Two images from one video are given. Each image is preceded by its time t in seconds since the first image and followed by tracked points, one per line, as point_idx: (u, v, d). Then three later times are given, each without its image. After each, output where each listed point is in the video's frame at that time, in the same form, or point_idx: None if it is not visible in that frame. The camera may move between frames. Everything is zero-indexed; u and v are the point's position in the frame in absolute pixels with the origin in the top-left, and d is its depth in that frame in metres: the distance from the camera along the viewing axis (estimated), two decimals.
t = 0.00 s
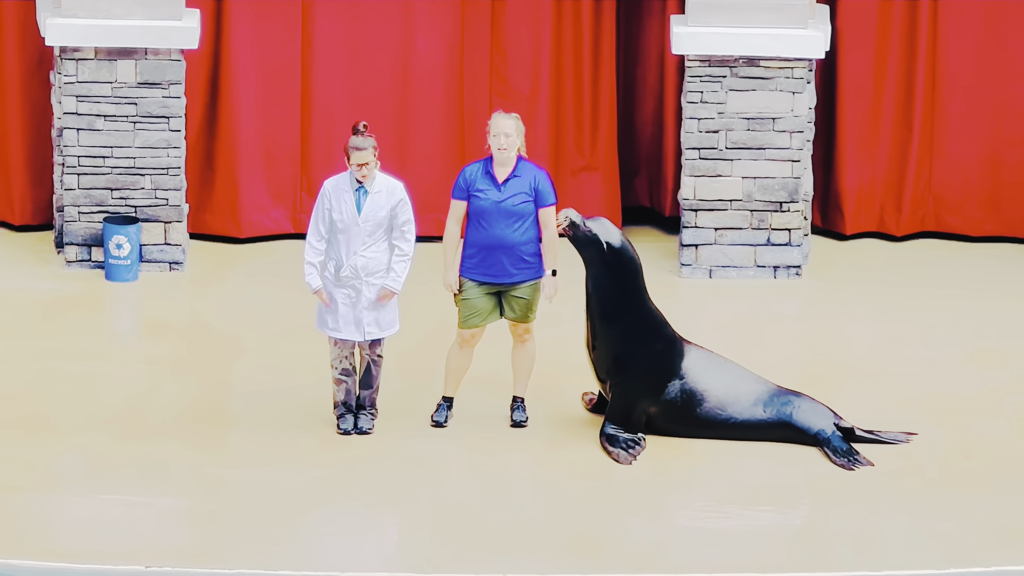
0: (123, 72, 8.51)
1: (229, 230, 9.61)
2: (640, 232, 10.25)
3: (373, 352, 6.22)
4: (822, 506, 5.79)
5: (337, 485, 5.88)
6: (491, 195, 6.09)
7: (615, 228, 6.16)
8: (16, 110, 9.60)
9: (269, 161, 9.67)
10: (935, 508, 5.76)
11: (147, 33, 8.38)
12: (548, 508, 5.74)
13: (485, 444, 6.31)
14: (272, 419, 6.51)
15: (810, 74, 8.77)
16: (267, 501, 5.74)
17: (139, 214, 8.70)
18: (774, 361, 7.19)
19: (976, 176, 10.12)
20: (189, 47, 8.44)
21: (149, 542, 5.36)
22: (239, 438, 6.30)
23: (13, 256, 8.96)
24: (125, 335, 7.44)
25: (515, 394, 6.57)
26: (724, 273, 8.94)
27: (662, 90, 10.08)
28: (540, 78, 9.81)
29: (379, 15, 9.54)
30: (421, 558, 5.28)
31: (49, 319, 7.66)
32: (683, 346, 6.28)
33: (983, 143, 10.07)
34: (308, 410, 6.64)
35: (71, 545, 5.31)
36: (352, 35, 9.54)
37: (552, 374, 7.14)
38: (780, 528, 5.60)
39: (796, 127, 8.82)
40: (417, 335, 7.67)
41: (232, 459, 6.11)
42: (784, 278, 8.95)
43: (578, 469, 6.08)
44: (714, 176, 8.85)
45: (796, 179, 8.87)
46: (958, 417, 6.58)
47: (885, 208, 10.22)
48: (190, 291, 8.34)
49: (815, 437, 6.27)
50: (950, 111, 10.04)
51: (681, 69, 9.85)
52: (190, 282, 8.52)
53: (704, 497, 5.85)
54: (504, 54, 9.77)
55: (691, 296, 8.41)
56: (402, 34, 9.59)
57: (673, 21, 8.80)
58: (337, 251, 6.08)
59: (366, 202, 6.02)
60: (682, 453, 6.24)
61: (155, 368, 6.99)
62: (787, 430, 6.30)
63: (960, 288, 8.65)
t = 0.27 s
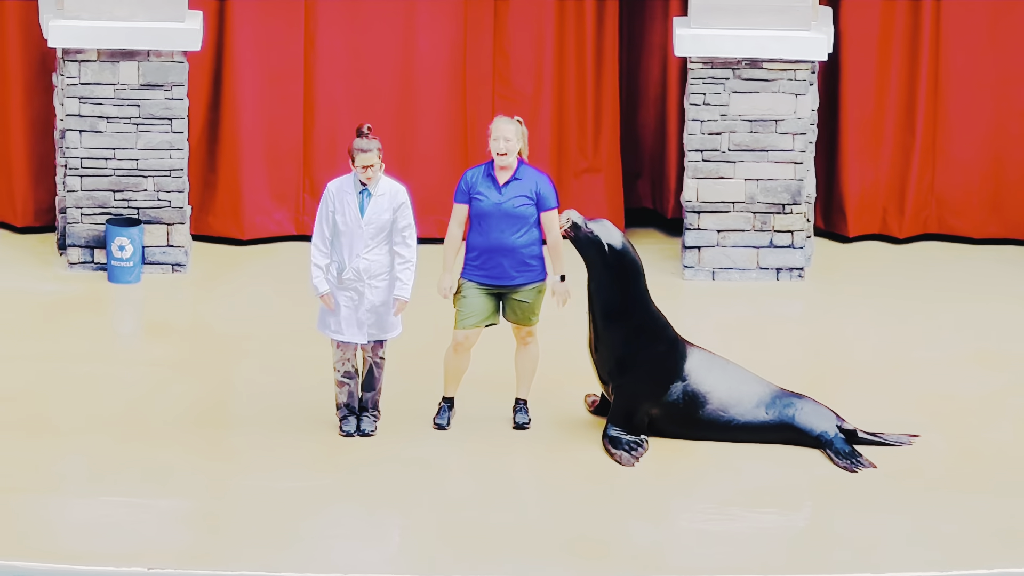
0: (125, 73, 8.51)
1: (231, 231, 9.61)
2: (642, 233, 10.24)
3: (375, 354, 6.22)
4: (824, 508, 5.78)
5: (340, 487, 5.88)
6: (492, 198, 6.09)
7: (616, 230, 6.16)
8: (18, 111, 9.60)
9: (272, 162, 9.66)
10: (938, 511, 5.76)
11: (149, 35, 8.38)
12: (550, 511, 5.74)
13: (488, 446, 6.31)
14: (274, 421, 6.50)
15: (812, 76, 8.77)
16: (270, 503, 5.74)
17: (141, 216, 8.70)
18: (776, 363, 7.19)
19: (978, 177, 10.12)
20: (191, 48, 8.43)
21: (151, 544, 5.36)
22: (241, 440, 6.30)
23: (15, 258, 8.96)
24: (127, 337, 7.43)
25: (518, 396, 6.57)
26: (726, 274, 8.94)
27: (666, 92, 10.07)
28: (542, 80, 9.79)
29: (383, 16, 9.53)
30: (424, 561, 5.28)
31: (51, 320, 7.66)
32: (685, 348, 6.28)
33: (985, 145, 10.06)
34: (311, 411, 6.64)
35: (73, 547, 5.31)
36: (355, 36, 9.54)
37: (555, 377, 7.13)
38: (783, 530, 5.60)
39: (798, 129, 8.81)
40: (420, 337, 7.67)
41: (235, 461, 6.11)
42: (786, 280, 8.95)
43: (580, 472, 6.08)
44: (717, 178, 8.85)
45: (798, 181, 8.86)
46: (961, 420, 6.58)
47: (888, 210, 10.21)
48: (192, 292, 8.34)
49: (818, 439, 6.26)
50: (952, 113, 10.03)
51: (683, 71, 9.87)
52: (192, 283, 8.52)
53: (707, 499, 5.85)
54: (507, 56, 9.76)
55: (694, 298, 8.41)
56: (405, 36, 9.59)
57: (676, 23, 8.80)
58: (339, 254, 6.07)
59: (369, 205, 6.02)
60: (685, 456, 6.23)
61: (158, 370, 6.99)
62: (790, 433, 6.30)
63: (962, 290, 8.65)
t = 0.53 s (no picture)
0: (127, 74, 8.51)
1: (233, 232, 9.61)
2: (645, 234, 10.24)
3: (377, 355, 6.21)
4: (826, 508, 5.78)
5: (342, 488, 5.88)
6: (491, 198, 6.09)
7: (618, 229, 6.15)
8: (20, 111, 9.59)
9: (273, 163, 9.66)
10: (940, 511, 5.75)
11: (151, 35, 8.37)
12: (553, 511, 5.73)
13: (490, 446, 6.30)
14: (276, 421, 6.50)
15: (814, 76, 8.76)
16: (272, 504, 5.74)
17: (143, 216, 8.69)
18: (778, 363, 7.19)
19: (981, 178, 10.11)
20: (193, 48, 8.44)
21: (153, 544, 5.36)
22: (244, 441, 6.29)
23: (17, 258, 8.95)
24: (129, 337, 7.43)
25: (520, 397, 6.56)
26: (728, 274, 8.94)
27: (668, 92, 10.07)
28: (545, 82, 9.80)
29: (385, 17, 9.53)
30: (426, 561, 5.28)
31: (53, 320, 7.66)
32: (687, 348, 6.28)
33: (987, 145, 10.05)
34: (313, 412, 6.63)
35: (75, 548, 5.31)
36: (357, 37, 9.53)
37: (557, 377, 7.13)
38: (785, 530, 5.59)
39: (801, 130, 8.81)
40: (422, 337, 7.67)
41: (237, 462, 6.10)
42: (788, 281, 8.94)
43: (582, 472, 6.08)
44: (719, 178, 8.84)
45: (801, 181, 8.86)
46: (964, 420, 6.57)
47: (890, 210, 10.21)
48: (194, 293, 8.34)
49: (820, 439, 6.26)
50: (954, 113, 10.03)
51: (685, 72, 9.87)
52: (194, 283, 8.52)
53: (709, 499, 5.85)
54: (509, 56, 9.77)
55: (696, 298, 8.40)
56: (407, 36, 9.59)
57: (679, 23, 8.80)
58: (340, 254, 6.07)
59: (371, 205, 6.02)
60: (687, 456, 6.23)
61: (160, 370, 6.99)
62: (792, 433, 6.29)
63: (964, 290, 8.64)
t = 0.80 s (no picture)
0: (129, 72, 8.51)
1: (235, 230, 9.62)
2: (647, 233, 10.24)
3: (378, 354, 6.21)
4: (828, 507, 5.78)
5: (345, 486, 5.88)
6: (490, 198, 6.09)
7: (620, 228, 6.15)
8: (22, 110, 9.59)
9: (275, 162, 9.66)
10: (943, 510, 5.76)
11: (154, 34, 8.39)
12: (555, 510, 5.73)
13: (493, 445, 6.30)
14: (278, 420, 6.50)
15: (817, 75, 8.77)
16: (275, 502, 5.74)
17: (145, 215, 8.70)
18: (781, 362, 7.19)
19: (983, 177, 10.11)
20: (195, 47, 8.44)
21: (156, 543, 5.36)
22: (246, 439, 6.29)
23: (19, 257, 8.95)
24: (131, 336, 7.43)
25: (522, 396, 6.56)
26: (730, 273, 8.94)
27: (670, 91, 10.07)
28: (547, 81, 9.79)
29: (387, 15, 9.53)
30: (429, 560, 5.28)
31: (55, 319, 7.66)
32: (690, 346, 6.27)
33: (989, 144, 10.06)
34: (315, 410, 6.63)
35: (78, 546, 5.31)
36: (360, 35, 9.53)
37: (560, 376, 7.13)
38: (787, 529, 5.60)
39: (803, 128, 8.81)
40: (424, 336, 7.67)
41: (239, 461, 6.10)
42: (790, 280, 8.94)
43: (585, 471, 6.08)
44: (721, 177, 8.85)
45: (803, 180, 8.86)
46: (966, 419, 6.57)
47: (892, 209, 10.22)
48: (196, 292, 8.34)
49: (822, 438, 6.27)
50: (956, 112, 10.03)
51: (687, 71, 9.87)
52: (196, 282, 8.52)
53: (712, 498, 5.85)
54: (512, 55, 9.77)
55: (698, 297, 8.40)
56: (410, 35, 9.58)
57: (681, 22, 8.80)
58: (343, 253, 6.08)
59: (373, 204, 6.02)
60: (690, 455, 6.23)
61: (162, 369, 6.99)
62: (794, 432, 6.29)
63: (965, 289, 8.64)
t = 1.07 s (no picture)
0: (131, 70, 8.51)
1: (237, 228, 9.64)
2: (648, 230, 10.24)
3: (380, 351, 6.21)
4: (829, 504, 5.78)
5: (346, 484, 5.88)
6: (490, 194, 6.09)
7: (620, 224, 6.16)
8: (24, 108, 9.60)
9: (276, 159, 9.67)
10: (944, 507, 5.76)
11: (156, 31, 8.39)
12: (556, 507, 5.73)
13: (494, 442, 6.30)
14: (279, 417, 6.50)
15: (818, 72, 8.77)
16: (276, 499, 5.74)
17: (147, 212, 8.71)
18: (781, 359, 7.19)
19: (984, 174, 10.12)
20: (197, 44, 8.44)
21: (157, 540, 5.36)
22: (247, 436, 6.30)
23: (20, 254, 8.96)
24: (133, 333, 7.44)
25: (523, 392, 6.56)
26: (732, 270, 8.94)
27: (671, 89, 10.07)
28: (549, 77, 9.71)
29: (388, 13, 9.53)
30: (430, 556, 5.29)
31: (57, 317, 7.66)
32: (691, 343, 6.27)
33: (990, 141, 10.06)
34: (316, 407, 6.64)
35: (79, 543, 5.32)
36: (361, 33, 9.53)
37: (561, 373, 7.13)
38: (788, 526, 5.59)
39: (804, 125, 8.81)
40: (425, 333, 7.67)
41: (240, 457, 6.11)
42: (791, 277, 8.94)
43: (585, 468, 6.08)
44: (722, 174, 8.85)
45: (804, 177, 8.86)
46: (967, 415, 6.57)
47: (893, 206, 10.22)
48: (198, 289, 8.34)
49: (823, 435, 6.27)
50: (958, 109, 10.03)
51: (689, 67, 9.87)
52: (198, 280, 8.52)
53: (713, 495, 5.85)
54: (513, 52, 9.73)
55: (699, 294, 8.40)
56: (411, 32, 9.57)
57: (682, 19, 8.80)
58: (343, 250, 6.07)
59: (374, 200, 6.03)
60: (691, 452, 6.23)
61: (164, 366, 6.99)
62: (795, 428, 6.30)
63: (967, 286, 8.64)
